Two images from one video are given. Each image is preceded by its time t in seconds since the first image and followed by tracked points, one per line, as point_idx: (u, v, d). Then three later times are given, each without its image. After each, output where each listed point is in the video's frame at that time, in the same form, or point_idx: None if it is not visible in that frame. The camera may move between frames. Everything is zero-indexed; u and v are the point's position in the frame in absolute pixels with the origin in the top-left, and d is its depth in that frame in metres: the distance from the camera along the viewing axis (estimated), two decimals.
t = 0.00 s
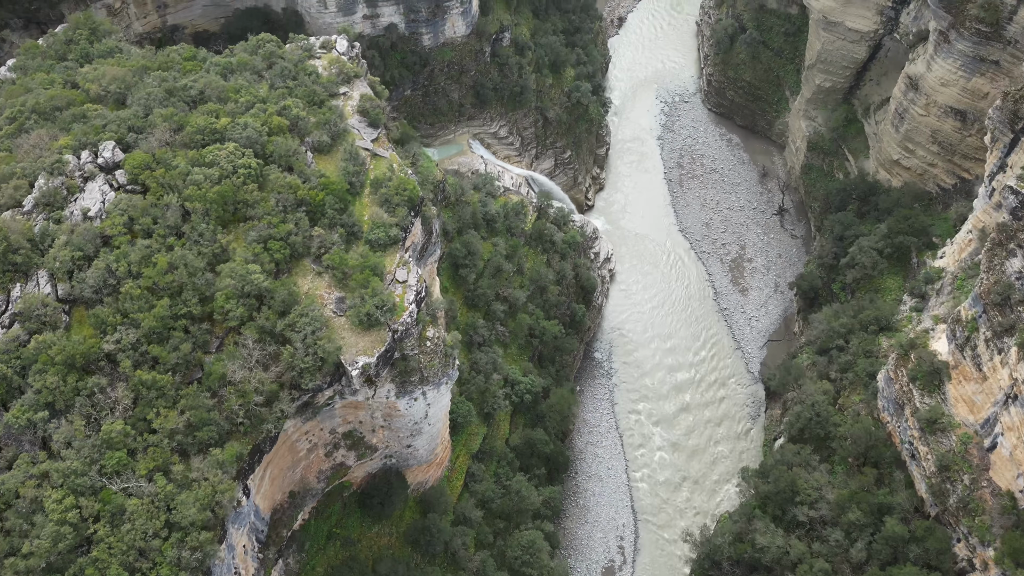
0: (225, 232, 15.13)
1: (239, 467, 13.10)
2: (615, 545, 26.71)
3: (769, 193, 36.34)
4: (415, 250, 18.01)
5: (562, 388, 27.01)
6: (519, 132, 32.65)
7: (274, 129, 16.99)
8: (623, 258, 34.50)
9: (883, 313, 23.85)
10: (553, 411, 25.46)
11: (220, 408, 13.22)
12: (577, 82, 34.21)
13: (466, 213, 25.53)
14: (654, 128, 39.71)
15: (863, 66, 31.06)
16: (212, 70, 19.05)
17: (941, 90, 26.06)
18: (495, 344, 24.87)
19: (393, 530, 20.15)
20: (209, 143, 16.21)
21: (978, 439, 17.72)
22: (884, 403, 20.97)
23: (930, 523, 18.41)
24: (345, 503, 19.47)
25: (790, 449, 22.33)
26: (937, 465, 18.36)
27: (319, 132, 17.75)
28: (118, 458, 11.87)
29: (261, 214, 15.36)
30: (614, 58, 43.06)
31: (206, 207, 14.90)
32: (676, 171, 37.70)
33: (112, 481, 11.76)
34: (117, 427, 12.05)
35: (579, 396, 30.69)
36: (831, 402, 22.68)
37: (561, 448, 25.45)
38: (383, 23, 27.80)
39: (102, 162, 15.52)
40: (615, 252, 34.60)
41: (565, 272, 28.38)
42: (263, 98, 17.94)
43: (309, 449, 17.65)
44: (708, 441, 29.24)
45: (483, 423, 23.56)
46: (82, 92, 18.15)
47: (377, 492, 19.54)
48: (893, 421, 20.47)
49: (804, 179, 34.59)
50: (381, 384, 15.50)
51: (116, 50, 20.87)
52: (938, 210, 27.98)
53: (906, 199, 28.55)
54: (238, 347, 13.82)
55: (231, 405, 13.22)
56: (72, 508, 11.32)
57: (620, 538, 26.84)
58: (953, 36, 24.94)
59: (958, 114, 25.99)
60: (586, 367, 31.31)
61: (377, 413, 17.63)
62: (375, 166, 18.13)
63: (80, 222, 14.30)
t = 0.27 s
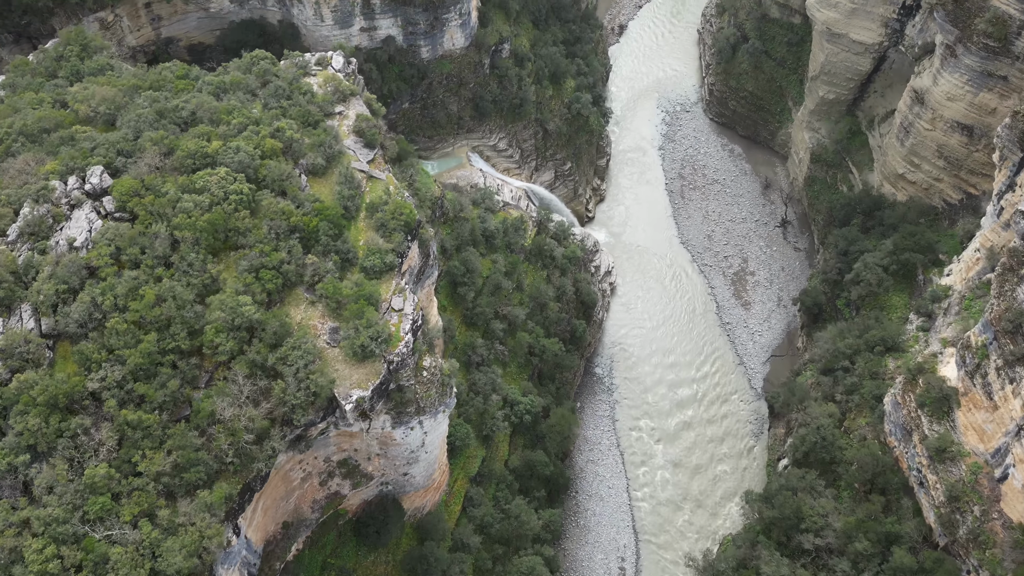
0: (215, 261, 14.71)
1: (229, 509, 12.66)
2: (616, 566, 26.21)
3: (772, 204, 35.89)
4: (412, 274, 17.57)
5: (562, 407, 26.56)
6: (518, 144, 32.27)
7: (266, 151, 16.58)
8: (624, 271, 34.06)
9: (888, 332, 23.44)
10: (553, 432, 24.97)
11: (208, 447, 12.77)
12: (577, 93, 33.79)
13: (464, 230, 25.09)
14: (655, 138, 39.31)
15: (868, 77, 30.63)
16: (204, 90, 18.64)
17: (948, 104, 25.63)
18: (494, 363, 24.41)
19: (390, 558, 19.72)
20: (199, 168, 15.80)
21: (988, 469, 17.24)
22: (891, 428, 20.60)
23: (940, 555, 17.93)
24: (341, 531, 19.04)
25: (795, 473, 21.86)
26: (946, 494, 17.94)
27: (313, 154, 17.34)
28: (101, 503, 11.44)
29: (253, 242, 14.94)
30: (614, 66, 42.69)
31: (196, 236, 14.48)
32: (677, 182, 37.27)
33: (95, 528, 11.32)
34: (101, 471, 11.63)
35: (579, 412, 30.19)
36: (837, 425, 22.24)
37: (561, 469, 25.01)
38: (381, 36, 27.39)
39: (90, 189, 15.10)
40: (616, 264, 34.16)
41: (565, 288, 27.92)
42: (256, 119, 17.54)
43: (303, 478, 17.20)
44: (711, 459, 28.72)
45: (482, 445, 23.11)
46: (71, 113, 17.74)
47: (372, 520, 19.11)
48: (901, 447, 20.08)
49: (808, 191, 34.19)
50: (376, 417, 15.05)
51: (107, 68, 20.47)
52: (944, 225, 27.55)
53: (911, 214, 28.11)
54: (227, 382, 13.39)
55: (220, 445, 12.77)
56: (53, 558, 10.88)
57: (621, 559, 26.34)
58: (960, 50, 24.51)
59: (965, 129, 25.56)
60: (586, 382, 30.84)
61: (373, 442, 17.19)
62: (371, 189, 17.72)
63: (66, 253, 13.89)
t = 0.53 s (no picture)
0: (206, 289, 14.31)
1: (218, 550, 12.25)
2: None
3: (775, 216, 35.49)
4: (409, 298, 17.12)
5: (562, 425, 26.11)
6: (518, 156, 31.92)
7: (260, 174, 16.20)
8: (625, 283, 33.65)
9: (895, 352, 23.03)
10: (553, 452, 24.52)
11: (196, 487, 12.32)
12: (577, 103, 33.40)
13: (463, 246, 24.65)
14: (656, 147, 38.93)
15: (872, 89, 30.22)
16: (197, 109, 18.25)
17: (954, 118, 25.22)
18: (493, 382, 23.97)
19: None
20: (191, 192, 15.42)
21: (999, 499, 16.78)
22: (898, 451, 20.12)
23: None
24: (336, 559, 18.60)
25: (800, 497, 21.42)
26: (955, 523, 17.47)
27: (308, 176, 16.95)
28: (85, 548, 11.02)
29: (245, 269, 14.56)
30: (615, 74, 42.31)
31: (186, 265, 14.11)
32: (679, 192, 36.87)
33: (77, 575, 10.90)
34: (84, 515, 11.20)
35: (580, 428, 29.73)
36: (843, 448, 21.81)
37: (561, 490, 24.59)
38: (378, 48, 26.98)
39: (77, 215, 14.70)
40: (616, 276, 33.76)
41: (565, 304, 27.45)
42: (249, 139, 17.14)
43: (297, 508, 16.66)
44: (713, 476, 28.30)
45: (480, 467, 22.69)
46: (60, 133, 17.34)
47: (368, 548, 18.64)
48: (909, 472, 19.61)
49: (811, 203, 33.80)
50: (371, 448, 14.62)
51: (99, 84, 20.09)
52: (950, 240, 27.14)
53: (917, 228, 27.69)
54: (217, 418, 12.99)
55: (209, 484, 12.35)
56: None
57: None
58: (967, 64, 24.04)
59: (972, 144, 25.15)
60: (587, 397, 30.43)
61: (369, 470, 16.73)
62: (367, 211, 17.32)
63: (51, 283, 13.51)
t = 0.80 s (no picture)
0: (194, 324, 13.86)
1: None
2: None
3: (777, 229, 35.05)
4: (405, 326, 16.62)
5: (563, 446, 25.62)
6: (518, 170, 31.54)
7: (252, 201, 15.76)
8: (626, 298, 33.19)
9: (902, 375, 22.56)
10: (553, 476, 23.93)
11: (181, 536, 11.85)
12: (578, 115, 32.95)
13: (462, 265, 24.18)
14: (657, 158, 38.49)
15: (877, 102, 29.77)
16: (188, 132, 17.80)
17: (961, 134, 24.77)
18: (492, 405, 23.50)
19: None
20: (180, 222, 14.99)
21: (1011, 534, 16.25)
22: (906, 480, 19.68)
23: None
24: None
25: (806, 525, 20.92)
26: (966, 558, 16.98)
27: (302, 202, 16.51)
28: None
29: (235, 303, 14.12)
30: (616, 84, 41.89)
31: (174, 299, 13.66)
32: (680, 204, 36.42)
33: None
34: (64, 569, 10.74)
35: (580, 447, 29.24)
36: (849, 474, 21.35)
37: (562, 514, 24.11)
38: (376, 62, 26.55)
39: (62, 246, 14.24)
40: (617, 290, 33.29)
41: (565, 322, 26.97)
42: (241, 164, 16.71)
43: (291, 543, 16.13)
44: (716, 497, 27.80)
45: (479, 493, 22.20)
46: (47, 157, 16.89)
47: None
48: (917, 501, 19.16)
49: (814, 216, 33.35)
50: (365, 487, 14.09)
51: (89, 105, 19.65)
52: (957, 257, 26.67)
53: (923, 245, 27.22)
54: (204, 461, 12.53)
55: (195, 532, 11.89)
56: None
57: None
58: (975, 80, 23.65)
59: (979, 161, 24.68)
60: (588, 415, 29.95)
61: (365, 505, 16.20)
62: (362, 238, 16.87)
63: (34, 320, 13.07)
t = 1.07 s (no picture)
0: (182, 359, 13.42)
1: None
2: None
3: (780, 241, 34.63)
4: (401, 354, 16.12)
5: (563, 467, 25.16)
6: (517, 183, 31.18)
7: (243, 229, 15.34)
8: (627, 312, 32.74)
9: (909, 397, 22.14)
10: (553, 499, 23.47)
11: None
12: (578, 127, 32.53)
13: (460, 284, 23.72)
14: (658, 169, 38.06)
15: (882, 115, 29.34)
16: (179, 154, 17.36)
17: (968, 150, 24.33)
18: (491, 427, 23.05)
19: None
20: (169, 251, 14.57)
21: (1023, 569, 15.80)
22: (914, 508, 19.28)
23: None
24: None
25: (812, 553, 20.47)
26: None
27: (295, 228, 16.09)
28: None
29: (225, 336, 13.68)
30: (617, 93, 41.50)
31: (161, 334, 13.23)
32: (682, 216, 36.00)
33: None
34: None
35: (580, 466, 28.74)
36: (855, 501, 20.92)
37: (562, 537, 23.66)
38: (373, 76, 26.13)
39: (47, 278, 13.82)
40: (618, 304, 32.86)
41: (566, 339, 26.52)
42: (233, 189, 16.30)
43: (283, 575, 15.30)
44: (719, 517, 27.32)
45: (477, 518, 21.74)
46: (34, 181, 16.46)
47: None
48: (926, 530, 18.74)
49: (818, 229, 32.93)
50: (359, 525, 13.67)
51: (79, 124, 19.20)
52: (964, 274, 26.24)
53: (929, 262, 26.79)
54: (191, 504, 12.10)
55: None
56: None
57: None
58: (982, 96, 23.22)
59: (986, 177, 24.25)
60: (588, 432, 29.49)
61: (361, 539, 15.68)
62: (357, 264, 16.41)
63: (15, 357, 12.64)
